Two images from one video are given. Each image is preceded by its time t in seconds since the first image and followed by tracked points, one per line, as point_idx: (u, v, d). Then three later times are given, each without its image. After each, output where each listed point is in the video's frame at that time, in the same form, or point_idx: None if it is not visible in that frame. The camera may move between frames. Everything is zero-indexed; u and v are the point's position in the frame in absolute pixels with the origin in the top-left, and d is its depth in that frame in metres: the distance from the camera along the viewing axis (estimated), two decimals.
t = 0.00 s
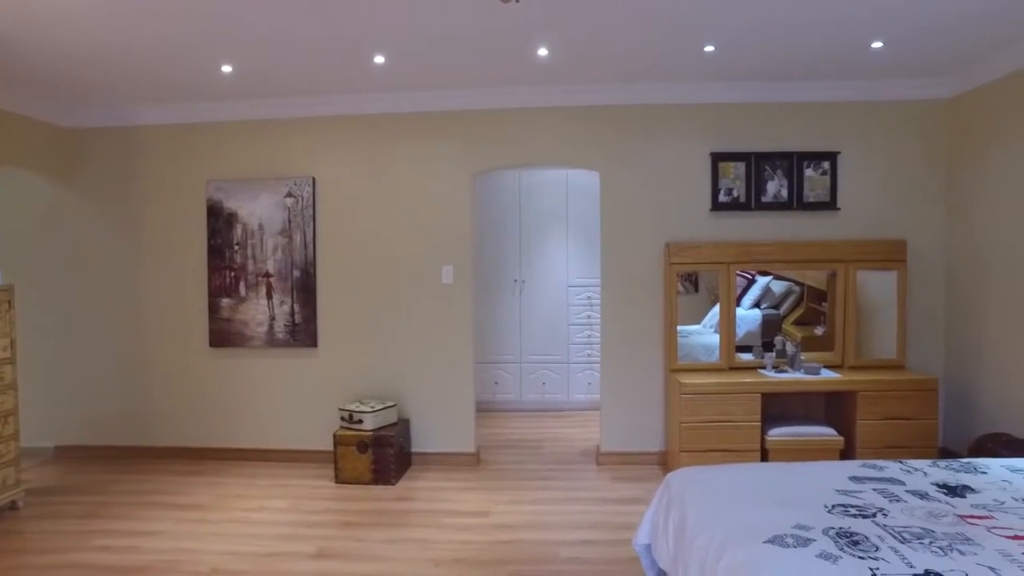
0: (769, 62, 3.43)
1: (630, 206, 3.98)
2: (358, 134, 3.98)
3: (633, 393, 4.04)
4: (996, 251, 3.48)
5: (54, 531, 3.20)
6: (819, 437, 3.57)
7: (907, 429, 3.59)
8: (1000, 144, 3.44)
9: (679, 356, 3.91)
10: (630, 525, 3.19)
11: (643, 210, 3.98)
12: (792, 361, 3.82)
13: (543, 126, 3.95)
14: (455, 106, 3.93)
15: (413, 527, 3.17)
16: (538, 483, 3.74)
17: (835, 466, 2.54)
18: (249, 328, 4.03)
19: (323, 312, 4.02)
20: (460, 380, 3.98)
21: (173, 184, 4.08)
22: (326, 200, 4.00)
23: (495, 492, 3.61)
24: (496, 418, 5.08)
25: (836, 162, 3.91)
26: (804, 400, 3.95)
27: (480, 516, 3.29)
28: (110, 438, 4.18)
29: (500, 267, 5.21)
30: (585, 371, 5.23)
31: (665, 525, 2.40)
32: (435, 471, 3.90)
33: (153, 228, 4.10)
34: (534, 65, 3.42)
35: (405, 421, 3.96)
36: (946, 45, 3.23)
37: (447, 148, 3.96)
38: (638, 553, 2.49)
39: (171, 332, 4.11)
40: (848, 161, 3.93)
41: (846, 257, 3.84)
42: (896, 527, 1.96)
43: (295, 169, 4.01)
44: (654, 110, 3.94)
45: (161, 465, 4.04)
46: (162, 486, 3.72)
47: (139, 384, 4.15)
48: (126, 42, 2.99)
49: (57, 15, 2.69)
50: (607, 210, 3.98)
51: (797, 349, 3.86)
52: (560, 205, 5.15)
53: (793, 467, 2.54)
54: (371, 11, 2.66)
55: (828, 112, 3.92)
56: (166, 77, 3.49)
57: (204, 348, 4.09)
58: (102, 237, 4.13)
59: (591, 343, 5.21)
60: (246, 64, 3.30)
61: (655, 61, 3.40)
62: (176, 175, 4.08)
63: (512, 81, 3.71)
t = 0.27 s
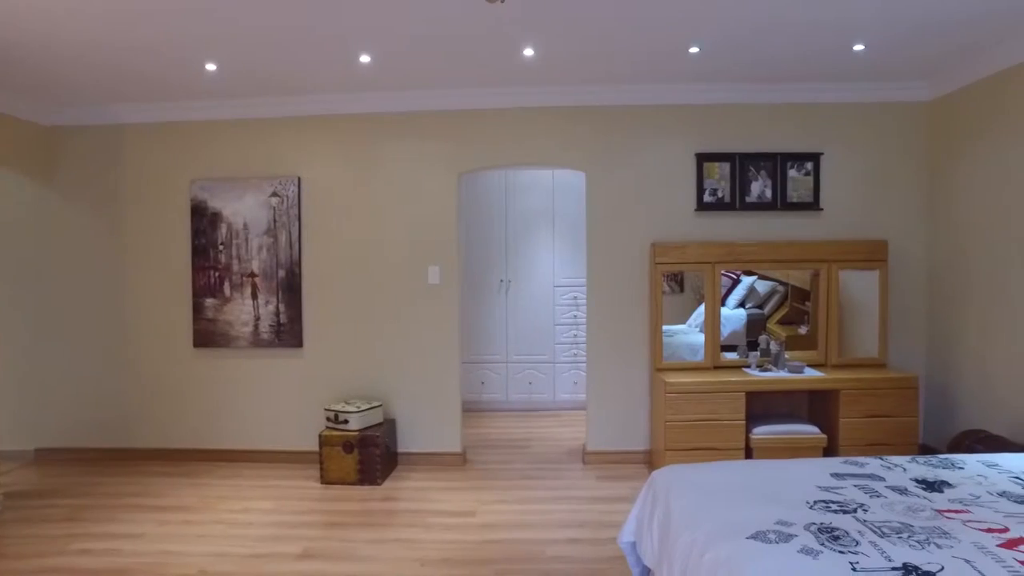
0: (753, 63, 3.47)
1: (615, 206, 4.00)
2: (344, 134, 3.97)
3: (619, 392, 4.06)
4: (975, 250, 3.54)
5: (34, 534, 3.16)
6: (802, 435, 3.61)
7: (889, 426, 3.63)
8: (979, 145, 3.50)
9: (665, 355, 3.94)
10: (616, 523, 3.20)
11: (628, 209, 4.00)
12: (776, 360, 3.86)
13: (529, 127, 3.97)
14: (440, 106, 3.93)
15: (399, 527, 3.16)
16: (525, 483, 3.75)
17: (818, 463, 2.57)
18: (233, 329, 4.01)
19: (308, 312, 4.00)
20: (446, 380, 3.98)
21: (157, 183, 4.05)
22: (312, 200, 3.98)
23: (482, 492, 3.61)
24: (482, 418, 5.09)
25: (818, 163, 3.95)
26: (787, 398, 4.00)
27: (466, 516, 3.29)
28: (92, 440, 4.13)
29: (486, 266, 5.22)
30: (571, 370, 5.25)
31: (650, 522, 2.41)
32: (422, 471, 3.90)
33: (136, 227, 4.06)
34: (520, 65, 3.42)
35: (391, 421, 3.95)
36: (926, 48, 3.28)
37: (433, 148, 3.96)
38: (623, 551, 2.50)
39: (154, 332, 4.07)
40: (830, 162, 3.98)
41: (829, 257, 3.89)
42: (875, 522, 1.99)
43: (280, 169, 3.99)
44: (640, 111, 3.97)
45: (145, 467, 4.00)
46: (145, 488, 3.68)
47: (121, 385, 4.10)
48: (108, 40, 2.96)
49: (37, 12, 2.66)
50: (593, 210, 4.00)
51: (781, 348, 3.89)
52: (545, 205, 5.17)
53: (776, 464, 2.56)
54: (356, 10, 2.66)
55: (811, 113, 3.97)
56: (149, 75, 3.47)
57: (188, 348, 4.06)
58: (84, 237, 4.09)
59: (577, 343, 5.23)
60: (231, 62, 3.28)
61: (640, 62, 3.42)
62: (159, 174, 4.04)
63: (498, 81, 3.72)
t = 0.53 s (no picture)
0: (734, 65, 3.50)
1: (598, 206, 4.02)
2: (327, 133, 3.96)
3: (602, 391, 4.08)
4: (951, 250, 3.60)
5: (10, 538, 3.11)
6: (783, 432, 3.65)
7: (868, 424, 3.69)
8: (955, 147, 3.56)
9: (648, 354, 3.96)
10: (599, 521, 3.22)
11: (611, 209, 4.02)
12: (758, 359, 3.90)
13: (512, 127, 3.98)
14: (424, 106, 3.93)
15: (383, 527, 3.15)
16: (509, 482, 3.76)
17: (796, 459, 2.60)
18: (215, 329, 3.98)
19: (291, 312, 3.98)
20: (429, 379, 3.97)
21: (137, 182, 4.01)
22: (294, 199, 3.97)
23: (466, 491, 3.62)
24: (466, 418, 5.09)
25: (799, 164, 4.00)
26: (769, 397, 4.04)
27: (450, 515, 3.29)
28: (70, 442, 4.08)
29: (470, 266, 5.22)
30: (554, 370, 5.27)
31: (631, 520, 2.42)
32: (406, 471, 3.89)
33: (116, 227, 4.02)
34: (503, 65, 3.43)
35: (375, 421, 3.94)
36: (903, 51, 3.33)
37: (417, 147, 3.96)
38: (605, 548, 2.51)
39: (134, 332, 4.03)
40: (811, 163, 4.03)
41: (809, 257, 3.94)
42: (852, 516, 2.02)
43: (262, 168, 3.97)
44: (623, 111, 3.99)
45: (125, 469, 3.95)
46: (125, 491, 3.64)
47: (101, 387, 4.06)
48: (87, 37, 2.93)
49: (13, 8, 2.62)
50: (576, 209, 4.02)
51: (762, 346, 3.93)
52: (529, 205, 5.18)
53: (756, 461, 2.59)
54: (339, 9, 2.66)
55: (791, 114, 4.02)
56: (130, 72, 3.43)
57: (169, 349, 4.02)
58: (63, 236, 4.04)
59: (561, 343, 5.25)
60: (212, 61, 3.26)
61: (622, 63, 3.45)
62: (140, 173, 4.01)
63: (482, 82, 3.72)
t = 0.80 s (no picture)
0: (714, 66, 3.54)
1: (581, 206, 4.04)
2: (309, 132, 3.94)
3: (585, 391, 4.10)
4: (926, 250, 3.67)
5: None
6: (763, 430, 3.69)
7: (847, 421, 3.74)
8: (930, 148, 3.63)
9: (630, 353, 3.99)
10: (581, 519, 3.23)
11: (594, 209, 4.04)
12: (739, 358, 3.94)
13: (495, 127, 3.99)
14: (406, 105, 3.93)
15: (365, 528, 3.14)
16: (492, 482, 3.76)
17: (774, 456, 2.63)
18: (195, 329, 3.94)
19: (272, 312, 3.96)
20: (412, 379, 3.97)
21: (115, 181, 3.96)
22: (276, 199, 3.94)
23: (449, 491, 3.61)
24: (449, 419, 5.08)
25: (779, 165, 4.05)
26: (749, 395, 4.08)
27: (433, 515, 3.29)
28: (46, 445, 4.01)
29: (452, 266, 5.22)
30: (537, 370, 5.28)
31: (612, 517, 2.44)
32: (388, 471, 3.88)
33: (93, 226, 3.97)
34: (486, 65, 3.44)
35: (357, 422, 3.93)
36: (880, 54, 3.39)
37: (399, 147, 3.95)
38: (587, 546, 2.52)
39: (112, 333, 3.98)
40: (790, 164, 4.08)
41: (789, 257, 3.99)
42: (828, 511, 2.05)
43: (243, 167, 3.95)
44: (604, 112, 4.02)
45: (102, 472, 3.90)
46: (102, 494, 3.59)
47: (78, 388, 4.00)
48: (64, 33, 2.89)
49: None
50: (558, 209, 4.03)
51: (743, 345, 3.98)
52: (512, 205, 5.19)
53: (735, 458, 2.62)
54: (321, 7, 2.65)
55: (771, 116, 4.07)
56: (108, 69, 3.39)
57: (148, 350, 3.98)
58: (39, 235, 3.98)
59: (543, 343, 5.27)
60: (192, 58, 3.23)
61: (604, 64, 3.47)
62: (118, 171, 3.96)
63: (465, 81, 3.73)
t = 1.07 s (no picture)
0: (696, 67, 3.58)
1: (563, 206, 4.06)
2: (290, 131, 3.92)
3: (568, 390, 4.12)
4: (902, 250, 3.73)
5: None
6: (744, 428, 3.73)
7: (826, 418, 3.79)
8: (906, 150, 3.69)
9: (612, 353, 4.01)
10: (564, 518, 3.24)
11: (576, 209, 4.06)
12: (720, 357, 3.98)
13: (478, 127, 3.99)
14: (389, 104, 3.92)
15: (348, 528, 3.12)
16: (475, 481, 3.76)
17: (754, 453, 2.66)
18: (175, 330, 3.90)
19: (254, 312, 3.93)
20: (395, 379, 3.96)
21: (93, 179, 3.91)
22: (257, 198, 3.91)
23: (432, 491, 3.61)
24: (433, 419, 5.08)
25: (760, 166, 4.10)
26: (730, 394, 4.12)
27: (416, 515, 3.28)
28: (21, 448, 3.94)
29: (436, 266, 5.21)
30: (520, 370, 5.29)
31: (594, 515, 2.45)
32: (371, 472, 3.86)
33: (70, 225, 3.91)
34: (469, 64, 3.45)
35: (340, 422, 3.91)
36: (858, 56, 3.44)
37: (382, 146, 3.94)
38: (569, 544, 2.52)
39: (90, 333, 3.93)
40: (770, 165, 4.13)
41: (770, 257, 4.03)
42: (806, 506, 2.08)
43: (224, 166, 3.91)
44: (587, 112, 4.04)
45: (79, 475, 3.84)
46: (79, 497, 3.54)
47: (54, 389, 3.94)
48: (40, 29, 2.85)
49: None
50: (541, 209, 4.04)
51: (724, 345, 4.02)
52: (495, 205, 5.20)
53: (715, 455, 2.64)
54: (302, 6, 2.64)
55: (751, 117, 4.11)
56: (85, 66, 3.35)
57: (127, 350, 3.93)
58: (14, 234, 3.91)
59: (527, 342, 5.28)
60: (171, 55, 3.20)
61: (586, 65, 3.49)
62: (95, 169, 3.91)
63: (448, 81, 3.73)
